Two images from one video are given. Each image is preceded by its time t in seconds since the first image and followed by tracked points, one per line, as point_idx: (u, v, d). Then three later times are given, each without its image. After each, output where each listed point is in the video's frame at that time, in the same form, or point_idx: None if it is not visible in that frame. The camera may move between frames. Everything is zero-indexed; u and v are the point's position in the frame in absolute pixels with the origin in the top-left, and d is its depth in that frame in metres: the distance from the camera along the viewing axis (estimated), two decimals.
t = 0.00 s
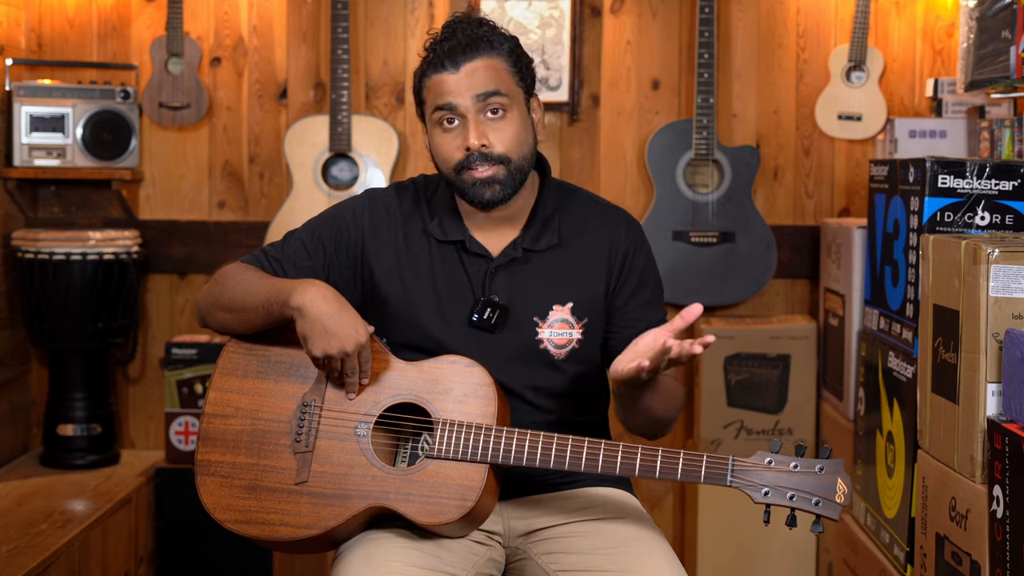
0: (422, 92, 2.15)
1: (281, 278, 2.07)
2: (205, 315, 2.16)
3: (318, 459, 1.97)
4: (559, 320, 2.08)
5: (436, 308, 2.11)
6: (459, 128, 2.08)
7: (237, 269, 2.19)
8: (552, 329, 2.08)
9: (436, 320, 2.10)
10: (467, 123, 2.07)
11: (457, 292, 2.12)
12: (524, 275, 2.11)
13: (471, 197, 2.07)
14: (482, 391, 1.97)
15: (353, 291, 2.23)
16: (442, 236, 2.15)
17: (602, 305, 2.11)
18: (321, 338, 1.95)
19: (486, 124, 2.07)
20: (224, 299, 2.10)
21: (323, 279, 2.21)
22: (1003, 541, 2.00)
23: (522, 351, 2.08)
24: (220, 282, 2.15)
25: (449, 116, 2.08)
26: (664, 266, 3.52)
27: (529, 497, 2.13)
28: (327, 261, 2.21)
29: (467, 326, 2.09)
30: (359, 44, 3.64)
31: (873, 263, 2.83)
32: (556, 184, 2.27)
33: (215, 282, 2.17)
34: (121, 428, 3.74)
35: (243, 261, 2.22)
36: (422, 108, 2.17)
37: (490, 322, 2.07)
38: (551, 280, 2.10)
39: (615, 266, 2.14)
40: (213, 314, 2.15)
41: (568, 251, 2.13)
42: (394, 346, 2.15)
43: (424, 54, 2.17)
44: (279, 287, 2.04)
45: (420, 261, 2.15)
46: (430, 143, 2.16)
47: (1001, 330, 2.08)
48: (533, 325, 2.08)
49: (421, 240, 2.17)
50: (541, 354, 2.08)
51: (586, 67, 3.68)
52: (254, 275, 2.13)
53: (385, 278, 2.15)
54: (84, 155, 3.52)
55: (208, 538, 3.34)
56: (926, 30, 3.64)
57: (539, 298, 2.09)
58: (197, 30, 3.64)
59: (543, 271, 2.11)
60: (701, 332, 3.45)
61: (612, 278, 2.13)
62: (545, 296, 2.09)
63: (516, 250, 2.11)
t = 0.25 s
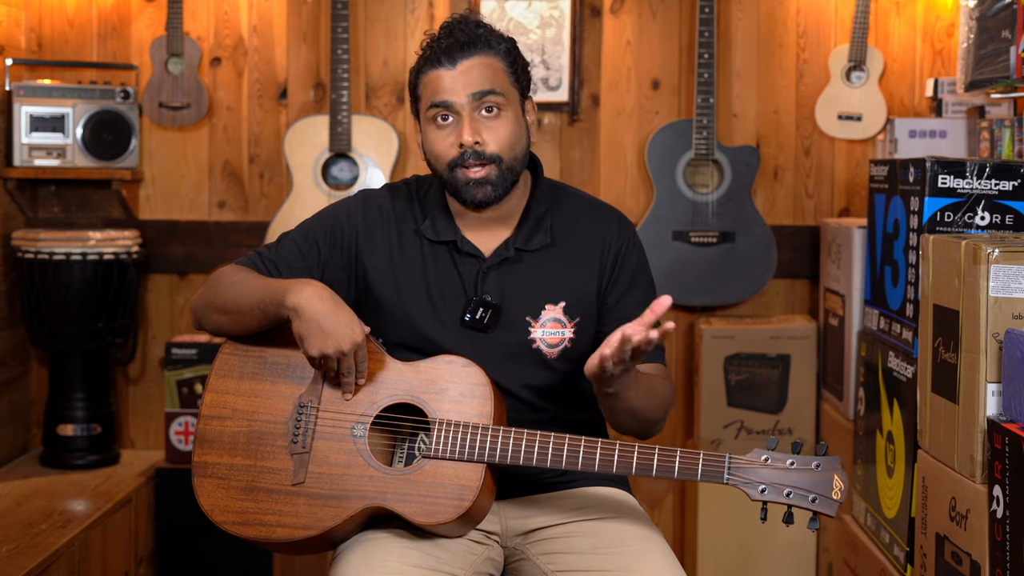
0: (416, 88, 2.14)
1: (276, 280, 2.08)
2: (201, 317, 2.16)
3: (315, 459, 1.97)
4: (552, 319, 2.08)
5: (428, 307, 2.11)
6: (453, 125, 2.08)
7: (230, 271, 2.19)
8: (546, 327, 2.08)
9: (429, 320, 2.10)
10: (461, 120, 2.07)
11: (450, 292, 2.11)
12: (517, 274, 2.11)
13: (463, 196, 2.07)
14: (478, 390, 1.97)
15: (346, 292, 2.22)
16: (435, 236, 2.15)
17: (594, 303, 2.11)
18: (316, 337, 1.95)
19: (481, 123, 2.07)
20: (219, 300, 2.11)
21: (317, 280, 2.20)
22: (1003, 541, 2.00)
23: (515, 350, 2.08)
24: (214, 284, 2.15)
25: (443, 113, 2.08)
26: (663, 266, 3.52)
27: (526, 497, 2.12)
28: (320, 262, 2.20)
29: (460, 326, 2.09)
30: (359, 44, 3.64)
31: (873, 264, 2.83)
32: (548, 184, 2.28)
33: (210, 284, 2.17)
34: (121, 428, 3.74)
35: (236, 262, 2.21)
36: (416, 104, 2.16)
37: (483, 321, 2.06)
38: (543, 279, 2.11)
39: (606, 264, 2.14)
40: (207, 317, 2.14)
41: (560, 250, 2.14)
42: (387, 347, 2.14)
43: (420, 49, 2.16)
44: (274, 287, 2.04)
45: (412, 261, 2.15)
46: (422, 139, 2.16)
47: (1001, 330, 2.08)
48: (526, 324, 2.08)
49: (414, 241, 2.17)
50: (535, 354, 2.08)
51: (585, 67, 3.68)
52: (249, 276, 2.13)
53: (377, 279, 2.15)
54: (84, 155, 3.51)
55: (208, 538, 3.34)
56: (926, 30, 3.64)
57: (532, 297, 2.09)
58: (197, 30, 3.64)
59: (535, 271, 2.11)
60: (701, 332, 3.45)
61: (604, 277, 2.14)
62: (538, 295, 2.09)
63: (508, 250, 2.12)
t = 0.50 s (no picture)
0: (415, 82, 2.15)
1: (271, 281, 2.08)
2: (197, 320, 2.15)
3: (312, 460, 1.97)
4: (549, 317, 2.09)
5: (425, 307, 2.11)
6: (450, 119, 2.08)
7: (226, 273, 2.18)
8: (542, 325, 2.08)
9: (426, 319, 2.10)
10: (459, 113, 2.08)
11: (447, 292, 2.11)
12: (513, 272, 2.11)
13: (457, 188, 2.07)
14: (474, 390, 1.97)
15: (343, 292, 2.22)
16: (431, 235, 2.15)
17: (590, 300, 2.11)
18: (311, 339, 1.95)
19: (478, 117, 2.07)
20: (215, 303, 2.10)
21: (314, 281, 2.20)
22: (1003, 541, 2.00)
23: (512, 348, 2.08)
24: (210, 287, 2.14)
25: (442, 107, 2.08)
26: (662, 267, 3.52)
27: (525, 497, 2.13)
28: (316, 263, 2.20)
29: (457, 325, 2.09)
30: (359, 44, 3.64)
31: (873, 264, 2.83)
32: (543, 183, 2.28)
33: (206, 287, 2.16)
34: (121, 428, 3.74)
35: (232, 265, 2.21)
36: (414, 99, 2.17)
37: (480, 320, 2.07)
38: (539, 277, 2.11)
39: (602, 261, 2.14)
40: (204, 320, 2.14)
41: (556, 248, 2.14)
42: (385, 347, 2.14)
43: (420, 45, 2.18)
44: (270, 288, 2.04)
45: (408, 260, 2.15)
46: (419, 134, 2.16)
47: (1001, 330, 2.08)
48: (523, 322, 2.08)
49: (410, 240, 2.17)
50: (532, 351, 2.08)
51: (585, 67, 3.68)
52: (244, 279, 2.12)
53: (374, 278, 2.15)
54: (84, 155, 3.51)
55: (208, 537, 3.34)
56: (926, 30, 3.64)
57: (529, 295, 2.09)
58: (197, 30, 3.64)
59: (532, 269, 2.11)
60: (700, 332, 3.45)
61: (600, 273, 2.14)
62: (534, 293, 2.09)
63: (504, 248, 2.12)
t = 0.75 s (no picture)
0: (427, 103, 2.09)
1: (270, 280, 2.07)
2: (197, 321, 2.15)
3: (312, 459, 1.97)
4: (548, 312, 2.09)
5: (424, 305, 2.11)
6: (469, 150, 2.04)
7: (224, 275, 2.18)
8: (542, 320, 2.09)
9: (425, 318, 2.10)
10: (479, 147, 2.03)
11: (446, 290, 2.11)
12: (512, 270, 2.11)
13: (471, 214, 2.06)
14: (473, 387, 1.97)
15: (342, 291, 2.22)
16: (429, 233, 2.14)
17: (589, 295, 2.12)
18: (311, 333, 1.95)
19: (498, 150, 2.03)
20: (214, 304, 2.10)
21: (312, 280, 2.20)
22: (1003, 541, 2.00)
23: (512, 345, 2.08)
24: (208, 288, 2.14)
25: (460, 137, 2.04)
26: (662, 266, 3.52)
27: (525, 496, 2.13)
28: (314, 263, 2.20)
29: (457, 323, 2.09)
30: (359, 44, 3.64)
31: (873, 264, 2.83)
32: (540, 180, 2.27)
33: (204, 288, 2.16)
34: (121, 428, 3.74)
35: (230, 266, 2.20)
36: (424, 117, 2.12)
37: (479, 316, 2.07)
38: (538, 273, 2.11)
39: (600, 256, 2.15)
40: (204, 321, 2.14)
41: (554, 245, 2.14)
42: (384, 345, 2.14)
43: (431, 59, 2.11)
44: (269, 284, 2.04)
45: (406, 259, 2.15)
46: (430, 153, 2.12)
47: (1001, 330, 2.08)
48: (523, 318, 2.09)
49: (408, 238, 2.17)
50: (532, 347, 2.09)
51: (585, 67, 3.68)
52: (243, 279, 2.12)
53: (373, 276, 2.15)
54: (84, 155, 3.52)
55: (207, 537, 3.34)
56: (926, 30, 3.64)
57: (527, 291, 2.10)
58: (197, 30, 3.64)
59: (531, 266, 2.11)
60: (700, 332, 3.45)
61: (598, 269, 2.14)
62: (533, 290, 2.10)
63: (503, 246, 2.12)
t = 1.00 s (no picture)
0: (442, 102, 2.09)
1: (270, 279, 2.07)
2: (197, 322, 2.15)
3: (312, 459, 1.97)
4: (552, 309, 2.09)
5: (427, 303, 2.11)
6: (481, 149, 2.04)
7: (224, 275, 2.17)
8: (546, 317, 2.09)
9: (428, 315, 2.10)
10: (491, 147, 2.03)
11: (449, 288, 2.11)
12: (515, 268, 2.11)
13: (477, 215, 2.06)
14: (473, 387, 1.97)
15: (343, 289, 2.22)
16: (432, 231, 2.14)
17: (591, 291, 2.12)
18: (312, 333, 1.95)
19: (511, 152, 2.03)
20: (214, 304, 2.10)
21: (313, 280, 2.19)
22: (1003, 541, 2.00)
23: (515, 343, 2.08)
24: (209, 289, 2.14)
25: (474, 136, 2.04)
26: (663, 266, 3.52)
27: (525, 496, 2.13)
28: (315, 262, 2.20)
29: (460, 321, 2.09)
30: (359, 44, 3.64)
31: (873, 264, 2.83)
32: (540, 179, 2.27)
33: (204, 289, 2.16)
34: (121, 428, 3.74)
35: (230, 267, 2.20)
36: (437, 116, 2.12)
37: (483, 314, 2.07)
38: (540, 270, 2.11)
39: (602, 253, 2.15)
40: (205, 321, 2.14)
41: (556, 242, 2.14)
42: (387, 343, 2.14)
43: (447, 58, 2.11)
44: (269, 284, 2.04)
45: (409, 257, 2.15)
46: (440, 152, 2.11)
47: (1001, 330, 2.08)
48: (527, 314, 2.09)
49: (410, 236, 2.16)
50: (536, 344, 2.09)
51: (585, 67, 3.68)
52: (243, 279, 2.12)
53: (375, 275, 2.15)
54: (84, 155, 3.52)
55: (207, 537, 3.34)
56: (926, 30, 3.64)
57: (530, 289, 2.10)
58: (197, 30, 3.64)
59: (534, 264, 2.12)
60: (700, 332, 3.45)
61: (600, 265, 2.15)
62: (536, 287, 2.10)
63: (507, 244, 2.12)
